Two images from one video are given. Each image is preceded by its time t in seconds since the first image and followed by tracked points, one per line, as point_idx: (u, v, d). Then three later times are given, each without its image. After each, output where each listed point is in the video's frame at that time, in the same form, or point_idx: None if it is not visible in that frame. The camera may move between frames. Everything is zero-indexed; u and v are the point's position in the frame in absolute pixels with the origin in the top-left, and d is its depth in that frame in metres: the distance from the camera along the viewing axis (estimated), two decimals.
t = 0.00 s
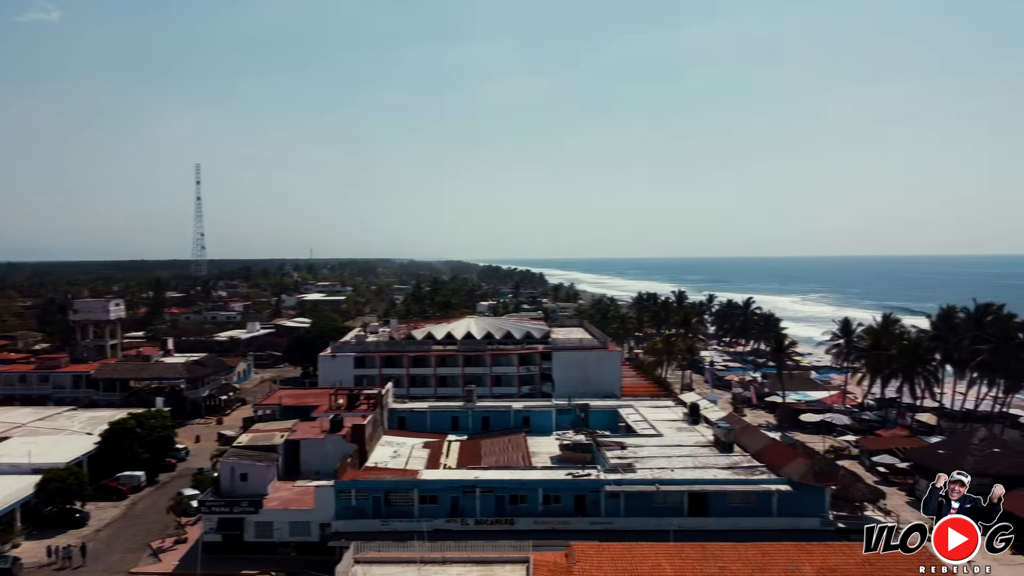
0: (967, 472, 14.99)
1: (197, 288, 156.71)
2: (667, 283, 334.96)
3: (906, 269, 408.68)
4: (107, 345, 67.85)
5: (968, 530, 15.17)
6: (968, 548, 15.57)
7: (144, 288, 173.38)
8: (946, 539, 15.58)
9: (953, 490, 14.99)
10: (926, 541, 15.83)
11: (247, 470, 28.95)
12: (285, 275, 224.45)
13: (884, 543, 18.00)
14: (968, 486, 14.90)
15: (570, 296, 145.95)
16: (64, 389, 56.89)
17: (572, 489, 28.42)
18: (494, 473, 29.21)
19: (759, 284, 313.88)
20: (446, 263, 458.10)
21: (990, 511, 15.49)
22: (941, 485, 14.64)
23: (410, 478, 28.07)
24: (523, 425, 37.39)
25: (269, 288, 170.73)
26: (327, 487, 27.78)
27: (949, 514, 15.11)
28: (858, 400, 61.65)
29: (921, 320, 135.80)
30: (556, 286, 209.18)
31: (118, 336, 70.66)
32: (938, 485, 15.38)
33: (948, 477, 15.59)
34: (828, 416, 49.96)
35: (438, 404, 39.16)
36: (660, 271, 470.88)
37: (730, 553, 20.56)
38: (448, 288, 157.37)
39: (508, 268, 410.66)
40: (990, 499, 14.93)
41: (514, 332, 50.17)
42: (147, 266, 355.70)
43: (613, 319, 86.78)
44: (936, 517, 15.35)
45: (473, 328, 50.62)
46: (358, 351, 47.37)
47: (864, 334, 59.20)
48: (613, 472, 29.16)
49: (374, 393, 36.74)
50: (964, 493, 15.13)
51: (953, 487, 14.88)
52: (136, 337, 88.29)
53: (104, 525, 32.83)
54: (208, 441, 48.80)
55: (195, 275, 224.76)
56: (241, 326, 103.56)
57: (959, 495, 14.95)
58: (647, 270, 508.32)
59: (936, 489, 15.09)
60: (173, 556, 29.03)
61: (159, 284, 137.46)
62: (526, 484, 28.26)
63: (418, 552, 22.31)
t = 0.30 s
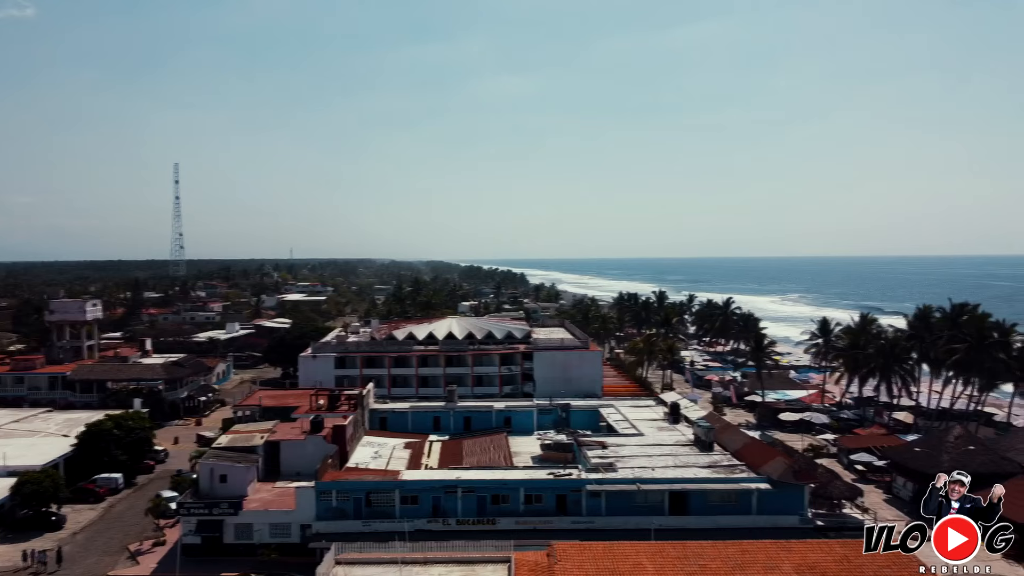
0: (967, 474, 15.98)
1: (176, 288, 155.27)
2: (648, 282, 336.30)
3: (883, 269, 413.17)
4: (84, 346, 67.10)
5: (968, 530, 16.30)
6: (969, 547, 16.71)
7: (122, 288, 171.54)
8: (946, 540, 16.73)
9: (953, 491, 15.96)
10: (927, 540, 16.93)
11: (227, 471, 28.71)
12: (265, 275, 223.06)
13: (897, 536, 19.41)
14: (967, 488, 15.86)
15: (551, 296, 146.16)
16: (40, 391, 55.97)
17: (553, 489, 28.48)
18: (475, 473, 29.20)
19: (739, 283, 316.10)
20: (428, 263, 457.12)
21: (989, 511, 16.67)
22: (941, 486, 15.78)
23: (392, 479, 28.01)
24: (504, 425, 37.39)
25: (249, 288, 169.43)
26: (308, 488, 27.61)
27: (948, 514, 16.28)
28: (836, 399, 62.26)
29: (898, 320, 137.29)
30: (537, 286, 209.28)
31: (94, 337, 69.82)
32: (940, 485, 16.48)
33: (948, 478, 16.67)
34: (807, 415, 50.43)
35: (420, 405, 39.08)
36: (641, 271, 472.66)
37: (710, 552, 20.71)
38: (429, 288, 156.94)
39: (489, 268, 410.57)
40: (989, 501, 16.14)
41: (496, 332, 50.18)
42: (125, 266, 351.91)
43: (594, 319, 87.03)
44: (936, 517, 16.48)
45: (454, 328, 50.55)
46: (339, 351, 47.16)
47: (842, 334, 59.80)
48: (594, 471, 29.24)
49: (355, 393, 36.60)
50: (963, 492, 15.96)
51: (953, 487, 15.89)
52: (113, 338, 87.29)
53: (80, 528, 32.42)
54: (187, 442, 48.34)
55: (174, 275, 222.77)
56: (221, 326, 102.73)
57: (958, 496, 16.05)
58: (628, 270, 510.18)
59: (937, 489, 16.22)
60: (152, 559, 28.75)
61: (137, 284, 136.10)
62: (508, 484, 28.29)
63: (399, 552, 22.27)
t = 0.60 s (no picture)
0: (966, 474, 16.32)
1: (156, 288, 154.03)
2: (631, 282, 337.49)
3: (863, 270, 417.11)
4: (63, 347, 66.35)
5: (968, 530, 16.71)
6: (968, 546, 17.16)
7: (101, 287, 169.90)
8: (946, 538, 17.18)
9: (953, 491, 16.28)
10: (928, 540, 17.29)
11: (208, 473, 28.50)
12: (247, 275, 221.74)
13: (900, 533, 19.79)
14: (967, 487, 16.09)
15: (534, 297, 146.37)
16: (17, 393, 55.28)
17: (537, 489, 28.54)
18: (458, 473, 29.19)
19: (721, 283, 318.04)
20: (411, 263, 456.15)
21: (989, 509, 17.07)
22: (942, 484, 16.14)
23: (375, 479, 27.97)
24: (487, 425, 37.40)
25: (230, 288, 168.37)
26: (290, 489, 27.47)
27: (948, 514, 16.64)
28: (817, 398, 62.77)
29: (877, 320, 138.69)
30: (520, 286, 209.44)
31: (73, 338, 69.05)
32: (940, 486, 16.79)
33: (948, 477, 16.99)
34: (788, 414, 50.84)
35: (403, 405, 39.01)
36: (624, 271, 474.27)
37: (692, 550, 20.84)
38: (412, 289, 156.58)
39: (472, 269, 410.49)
40: (990, 500, 16.42)
41: (479, 332, 50.19)
42: (104, 265, 348.42)
43: (577, 318, 87.23)
44: (937, 516, 16.85)
45: (438, 328, 50.50)
46: (322, 351, 46.99)
47: (822, 333, 60.32)
48: (577, 471, 29.33)
49: (338, 393, 36.46)
50: (965, 492, 16.22)
51: (952, 488, 16.21)
52: (92, 338, 86.41)
53: (59, 531, 32.09)
54: (168, 444, 47.93)
55: (154, 275, 221.03)
56: (202, 327, 101.96)
57: (959, 495, 16.20)
58: (610, 270, 511.73)
59: (938, 490, 16.54)
60: (132, 561, 28.53)
61: (117, 284, 134.81)
62: (491, 484, 28.30)
63: (382, 553, 22.22)
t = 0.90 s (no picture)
0: (966, 473, 16.28)
1: (138, 288, 152.89)
2: (616, 282, 338.74)
3: (846, 271, 420.24)
4: (43, 348, 65.67)
5: (969, 530, 16.76)
6: (969, 547, 17.09)
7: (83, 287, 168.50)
8: (946, 539, 17.13)
9: (953, 491, 16.21)
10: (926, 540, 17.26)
11: (192, 474, 28.32)
12: (231, 275, 220.55)
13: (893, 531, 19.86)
14: (967, 488, 16.02)
15: (519, 296, 146.46)
16: None
17: (522, 489, 28.57)
18: (443, 473, 29.17)
19: (705, 284, 319.87)
20: (396, 263, 455.18)
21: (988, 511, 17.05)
22: (942, 484, 16.18)
23: (359, 480, 27.89)
24: (473, 425, 37.40)
25: (214, 288, 167.30)
26: (275, 491, 27.35)
27: (949, 513, 16.74)
28: (800, 397, 63.19)
29: (859, 320, 139.76)
30: (505, 287, 209.58)
31: (54, 339, 68.37)
32: (940, 486, 16.75)
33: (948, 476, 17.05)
34: (772, 413, 51.19)
35: (388, 405, 38.93)
36: (609, 271, 475.53)
37: (677, 549, 20.91)
38: (397, 288, 156.24)
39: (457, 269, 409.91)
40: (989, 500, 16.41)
41: (464, 332, 50.17)
42: (85, 266, 345.26)
43: (562, 318, 87.41)
44: (938, 516, 16.89)
45: (423, 328, 50.44)
46: (306, 352, 46.80)
47: (806, 333, 60.70)
48: (563, 471, 29.38)
49: (323, 393, 36.32)
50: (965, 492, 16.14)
51: (953, 487, 16.14)
52: (73, 339, 85.52)
53: (39, 534, 31.76)
54: (150, 445, 47.56)
55: (136, 275, 219.17)
56: (185, 327, 101.23)
57: (958, 496, 16.15)
58: (595, 271, 512.77)
59: (938, 489, 16.54)
60: (115, 564, 28.28)
61: (98, 284, 133.57)
62: (476, 484, 28.28)
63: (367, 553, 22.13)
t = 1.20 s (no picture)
0: (966, 474, 16.73)
1: (122, 288, 151.82)
2: (603, 282, 339.46)
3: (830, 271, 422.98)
4: (26, 348, 65.05)
5: (969, 530, 17.02)
6: (969, 548, 17.33)
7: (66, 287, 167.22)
8: (946, 539, 17.35)
9: (953, 491, 16.67)
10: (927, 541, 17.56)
11: (177, 475, 28.11)
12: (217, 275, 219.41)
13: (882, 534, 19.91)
14: (967, 487, 16.42)
15: (507, 296, 146.50)
16: None
17: (509, 489, 28.57)
18: (431, 473, 29.14)
19: (691, 284, 321.40)
20: (382, 263, 454.19)
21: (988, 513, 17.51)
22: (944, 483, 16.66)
23: (346, 481, 27.81)
24: (460, 425, 37.37)
25: (199, 288, 166.32)
26: (261, 492, 27.23)
27: (950, 512, 17.08)
28: (786, 397, 63.54)
29: (843, 320, 140.71)
30: (492, 287, 209.76)
31: (37, 339, 67.73)
32: (942, 487, 17.22)
33: (948, 478, 17.57)
34: (757, 412, 51.48)
35: (376, 406, 38.83)
36: (595, 271, 476.62)
37: (664, 548, 20.99)
38: (383, 289, 155.86)
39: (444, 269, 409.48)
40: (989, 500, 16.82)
41: (451, 332, 50.12)
42: (68, 265, 342.67)
43: (549, 318, 87.54)
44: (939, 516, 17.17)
45: (410, 329, 50.35)
46: (293, 352, 46.58)
47: (791, 333, 61.06)
48: (550, 471, 29.41)
49: (310, 394, 36.20)
50: (964, 492, 16.61)
51: (953, 487, 16.57)
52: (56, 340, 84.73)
53: (22, 536, 31.45)
54: (135, 446, 47.21)
55: (120, 275, 217.45)
56: (170, 327, 100.59)
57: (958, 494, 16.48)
58: (581, 271, 513.61)
59: (938, 489, 17.04)
60: (99, 566, 28.04)
61: (82, 284, 132.48)
62: (464, 484, 28.26)
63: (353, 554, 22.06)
